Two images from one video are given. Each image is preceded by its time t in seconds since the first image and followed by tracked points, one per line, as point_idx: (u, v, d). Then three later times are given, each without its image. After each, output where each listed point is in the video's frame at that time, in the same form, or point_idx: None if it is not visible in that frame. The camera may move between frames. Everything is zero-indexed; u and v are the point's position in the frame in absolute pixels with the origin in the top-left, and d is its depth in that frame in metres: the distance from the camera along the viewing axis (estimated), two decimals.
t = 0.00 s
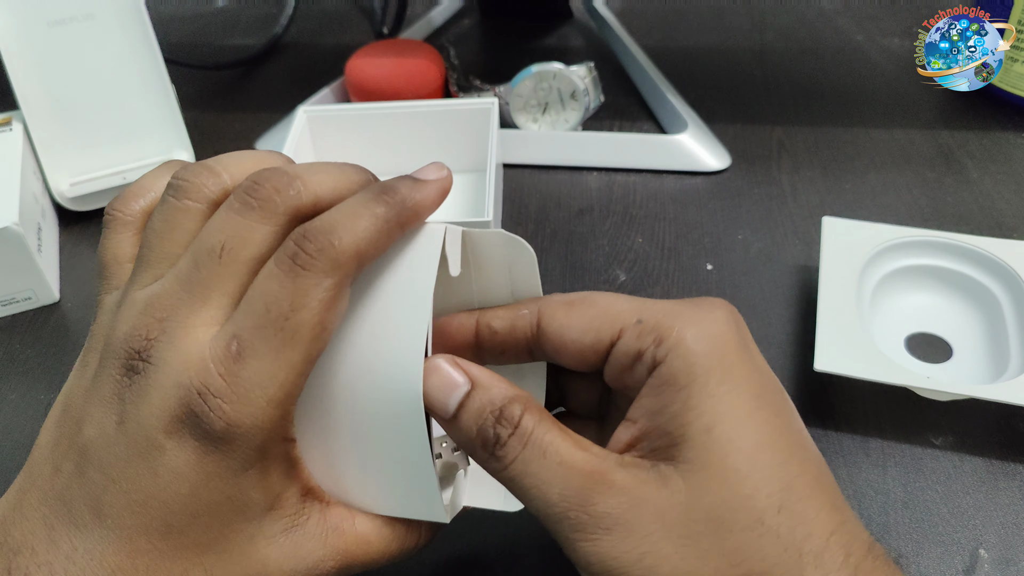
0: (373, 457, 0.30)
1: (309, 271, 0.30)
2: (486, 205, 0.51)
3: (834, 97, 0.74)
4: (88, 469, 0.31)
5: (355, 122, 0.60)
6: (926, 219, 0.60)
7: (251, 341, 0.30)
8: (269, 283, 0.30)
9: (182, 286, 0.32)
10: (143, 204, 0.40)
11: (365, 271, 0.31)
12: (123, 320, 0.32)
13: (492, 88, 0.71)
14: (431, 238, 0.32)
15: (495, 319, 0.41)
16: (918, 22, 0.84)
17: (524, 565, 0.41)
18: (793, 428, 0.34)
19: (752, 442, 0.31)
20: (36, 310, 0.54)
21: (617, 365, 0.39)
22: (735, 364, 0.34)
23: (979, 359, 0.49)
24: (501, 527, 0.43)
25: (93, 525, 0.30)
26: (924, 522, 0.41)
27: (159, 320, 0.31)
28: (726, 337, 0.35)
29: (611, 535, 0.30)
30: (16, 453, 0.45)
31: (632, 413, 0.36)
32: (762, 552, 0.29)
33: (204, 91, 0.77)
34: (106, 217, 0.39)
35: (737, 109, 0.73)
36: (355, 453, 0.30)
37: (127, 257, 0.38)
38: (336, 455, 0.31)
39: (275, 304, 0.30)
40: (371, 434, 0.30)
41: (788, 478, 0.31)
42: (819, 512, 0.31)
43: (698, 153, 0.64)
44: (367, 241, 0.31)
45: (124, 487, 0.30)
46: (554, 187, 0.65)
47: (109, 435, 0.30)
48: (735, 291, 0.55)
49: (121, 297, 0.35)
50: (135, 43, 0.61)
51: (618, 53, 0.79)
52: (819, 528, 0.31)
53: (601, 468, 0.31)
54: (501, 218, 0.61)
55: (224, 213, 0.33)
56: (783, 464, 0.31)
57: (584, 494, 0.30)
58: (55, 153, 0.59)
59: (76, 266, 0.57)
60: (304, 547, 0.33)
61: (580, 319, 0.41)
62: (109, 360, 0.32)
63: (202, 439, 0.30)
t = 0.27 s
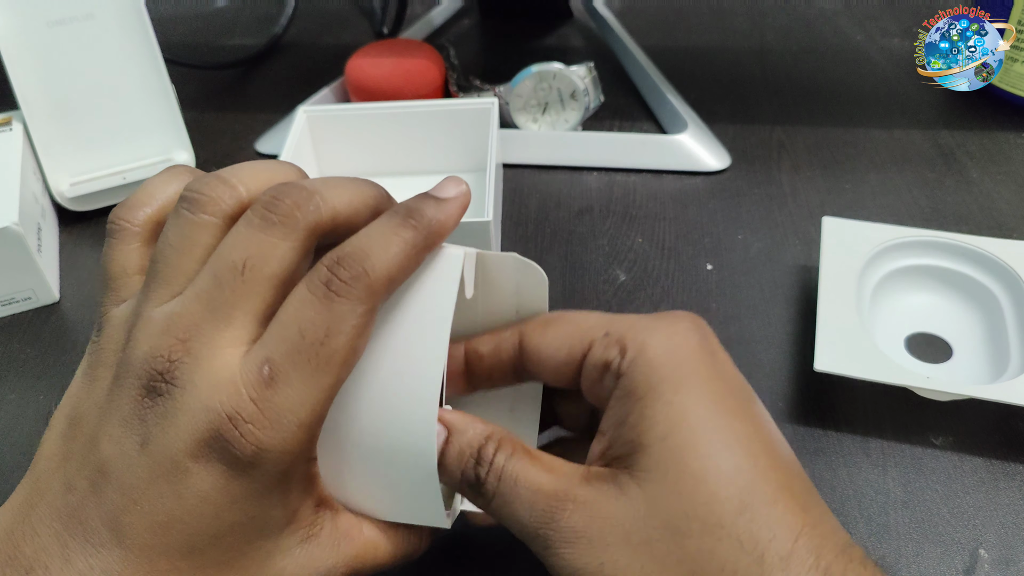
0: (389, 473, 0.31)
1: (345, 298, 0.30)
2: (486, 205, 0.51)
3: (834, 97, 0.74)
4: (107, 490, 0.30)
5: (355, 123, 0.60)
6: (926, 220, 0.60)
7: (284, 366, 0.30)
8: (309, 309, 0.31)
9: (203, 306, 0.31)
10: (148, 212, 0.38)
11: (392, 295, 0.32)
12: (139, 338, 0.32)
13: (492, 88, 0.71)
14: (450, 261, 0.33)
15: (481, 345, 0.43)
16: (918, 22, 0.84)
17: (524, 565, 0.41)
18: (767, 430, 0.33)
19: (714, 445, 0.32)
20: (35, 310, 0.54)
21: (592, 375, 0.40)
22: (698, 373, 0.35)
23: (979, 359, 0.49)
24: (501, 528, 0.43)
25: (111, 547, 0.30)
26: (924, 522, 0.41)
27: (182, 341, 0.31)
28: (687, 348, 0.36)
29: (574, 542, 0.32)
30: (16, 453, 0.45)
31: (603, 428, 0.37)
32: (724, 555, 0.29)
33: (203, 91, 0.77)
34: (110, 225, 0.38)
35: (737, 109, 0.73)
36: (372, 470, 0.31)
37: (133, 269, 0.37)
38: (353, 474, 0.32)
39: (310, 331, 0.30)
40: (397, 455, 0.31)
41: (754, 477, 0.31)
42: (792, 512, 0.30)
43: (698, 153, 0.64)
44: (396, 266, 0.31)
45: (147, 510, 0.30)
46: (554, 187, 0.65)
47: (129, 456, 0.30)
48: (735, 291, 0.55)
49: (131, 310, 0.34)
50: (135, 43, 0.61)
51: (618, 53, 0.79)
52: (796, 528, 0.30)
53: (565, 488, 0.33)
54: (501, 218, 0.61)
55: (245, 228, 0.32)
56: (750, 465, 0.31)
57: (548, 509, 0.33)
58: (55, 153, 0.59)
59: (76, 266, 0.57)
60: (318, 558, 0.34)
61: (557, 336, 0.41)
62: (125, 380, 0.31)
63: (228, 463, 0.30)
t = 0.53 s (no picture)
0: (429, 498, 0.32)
1: (380, 332, 0.30)
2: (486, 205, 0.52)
3: (834, 97, 0.74)
4: (129, 508, 0.30)
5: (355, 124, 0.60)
6: (926, 220, 0.60)
7: (315, 396, 0.30)
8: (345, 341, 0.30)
9: (231, 329, 0.31)
10: (170, 225, 0.37)
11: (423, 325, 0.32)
12: (164, 355, 0.31)
13: (492, 88, 0.71)
14: (479, 297, 0.32)
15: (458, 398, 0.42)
16: (918, 22, 0.84)
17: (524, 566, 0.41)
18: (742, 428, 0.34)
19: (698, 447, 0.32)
20: (36, 310, 0.54)
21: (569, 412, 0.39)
22: (666, 385, 0.35)
23: (979, 359, 0.49)
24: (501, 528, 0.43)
25: (131, 565, 0.30)
26: (924, 522, 0.41)
27: (209, 364, 0.30)
28: (653, 364, 0.36)
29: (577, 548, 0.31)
30: (16, 453, 0.45)
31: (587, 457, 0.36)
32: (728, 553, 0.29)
33: (203, 91, 0.77)
34: (129, 237, 0.37)
35: (737, 109, 0.73)
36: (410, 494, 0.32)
37: (154, 283, 0.37)
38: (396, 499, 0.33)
39: (343, 362, 0.30)
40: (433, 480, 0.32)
41: (738, 475, 0.31)
42: (781, 505, 0.31)
43: (698, 153, 0.64)
44: (432, 296, 0.31)
45: (169, 533, 0.30)
46: (554, 187, 0.65)
47: (153, 481, 0.30)
48: (736, 291, 0.55)
49: (151, 323, 0.34)
50: (135, 42, 0.60)
51: (618, 53, 0.79)
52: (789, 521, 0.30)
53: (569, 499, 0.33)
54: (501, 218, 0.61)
55: (277, 252, 0.31)
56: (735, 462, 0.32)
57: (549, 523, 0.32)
58: (55, 154, 0.59)
59: (76, 266, 0.57)
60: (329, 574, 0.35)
61: (524, 375, 0.40)
62: (149, 397, 0.31)
63: (258, 490, 0.30)
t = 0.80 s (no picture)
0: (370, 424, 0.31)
1: (313, 241, 0.30)
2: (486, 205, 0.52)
3: (834, 97, 0.74)
4: (61, 410, 0.30)
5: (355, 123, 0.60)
6: (926, 220, 0.60)
7: (246, 295, 0.30)
8: (277, 249, 0.30)
9: (175, 237, 0.32)
10: (130, 163, 0.38)
11: (367, 243, 0.31)
12: (110, 263, 0.32)
13: (492, 88, 0.71)
14: (434, 219, 0.32)
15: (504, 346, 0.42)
16: (917, 22, 0.84)
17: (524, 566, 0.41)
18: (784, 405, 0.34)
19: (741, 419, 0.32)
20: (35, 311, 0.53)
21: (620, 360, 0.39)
22: (719, 350, 0.35)
23: (979, 359, 0.49)
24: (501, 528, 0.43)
25: (56, 465, 0.30)
26: (925, 523, 0.41)
27: (150, 267, 0.31)
28: (711, 328, 0.37)
29: (605, 505, 0.31)
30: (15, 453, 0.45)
31: (628, 406, 0.36)
32: (757, 529, 0.30)
33: (203, 91, 0.77)
34: (90, 171, 0.38)
35: (737, 109, 0.73)
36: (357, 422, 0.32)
37: (107, 215, 0.37)
38: (336, 433, 0.32)
39: (275, 263, 0.30)
40: (376, 400, 0.31)
41: (778, 453, 0.32)
42: (813, 488, 0.31)
43: (698, 153, 0.64)
44: (372, 215, 0.31)
45: (95, 430, 0.30)
46: (554, 187, 0.65)
47: (86, 374, 0.30)
48: (735, 291, 0.55)
49: (103, 244, 0.34)
50: (135, 42, 0.61)
51: (618, 53, 0.79)
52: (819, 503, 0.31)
53: (601, 450, 0.32)
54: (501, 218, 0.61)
55: (224, 172, 0.33)
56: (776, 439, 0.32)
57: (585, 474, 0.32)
58: (56, 153, 0.58)
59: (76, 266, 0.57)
60: (258, 507, 0.34)
61: (576, 328, 0.40)
62: (92, 303, 0.32)
63: (191, 385, 0.30)
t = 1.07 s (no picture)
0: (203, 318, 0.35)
1: (142, 143, 0.34)
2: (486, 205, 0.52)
3: (834, 97, 0.74)
4: None
5: (355, 123, 0.60)
6: (926, 220, 0.60)
7: (75, 188, 0.34)
8: (121, 155, 0.34)
9: (24, 148, 0.36)
10: None
11: (203, 157, 0.35)
12: None
13: (492, 88, 0.71)
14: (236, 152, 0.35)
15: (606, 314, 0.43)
16: (918, 22, 0.84)
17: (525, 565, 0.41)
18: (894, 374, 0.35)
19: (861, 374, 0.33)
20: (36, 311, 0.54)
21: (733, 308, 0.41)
22: (841, 309, 0.36)
23: (979, 359, 0.49)
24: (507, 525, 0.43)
25: None
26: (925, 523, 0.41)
27: None
28: (834, 285, 0.37)
29: (721, 423, 0.31)
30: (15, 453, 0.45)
31: (741, 347, 0.38)
32: (874, 470, 0.30)
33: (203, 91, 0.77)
34: None
35: (737, 109, 0.73)
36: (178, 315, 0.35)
37: None
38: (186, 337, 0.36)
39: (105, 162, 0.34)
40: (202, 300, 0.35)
41: (891, 405, 0.33)
42: (923, 451, 0.32)
43: (698, 152, 0.65)
44: (199, 132, 0.34)
45: None
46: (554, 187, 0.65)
47: None
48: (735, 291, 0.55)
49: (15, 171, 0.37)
50: (137, 41, 0.61)
51: (618, 53, 0.78)
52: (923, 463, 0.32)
53: (724, 376, 0.32)
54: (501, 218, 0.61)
55: (88, 96, 0.37)
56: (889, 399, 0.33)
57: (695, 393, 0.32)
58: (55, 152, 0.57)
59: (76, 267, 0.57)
60: (89, 421, 0.36)
61: (696, 274, 0.44)
62: None
63: (23, 270, 0.34)
